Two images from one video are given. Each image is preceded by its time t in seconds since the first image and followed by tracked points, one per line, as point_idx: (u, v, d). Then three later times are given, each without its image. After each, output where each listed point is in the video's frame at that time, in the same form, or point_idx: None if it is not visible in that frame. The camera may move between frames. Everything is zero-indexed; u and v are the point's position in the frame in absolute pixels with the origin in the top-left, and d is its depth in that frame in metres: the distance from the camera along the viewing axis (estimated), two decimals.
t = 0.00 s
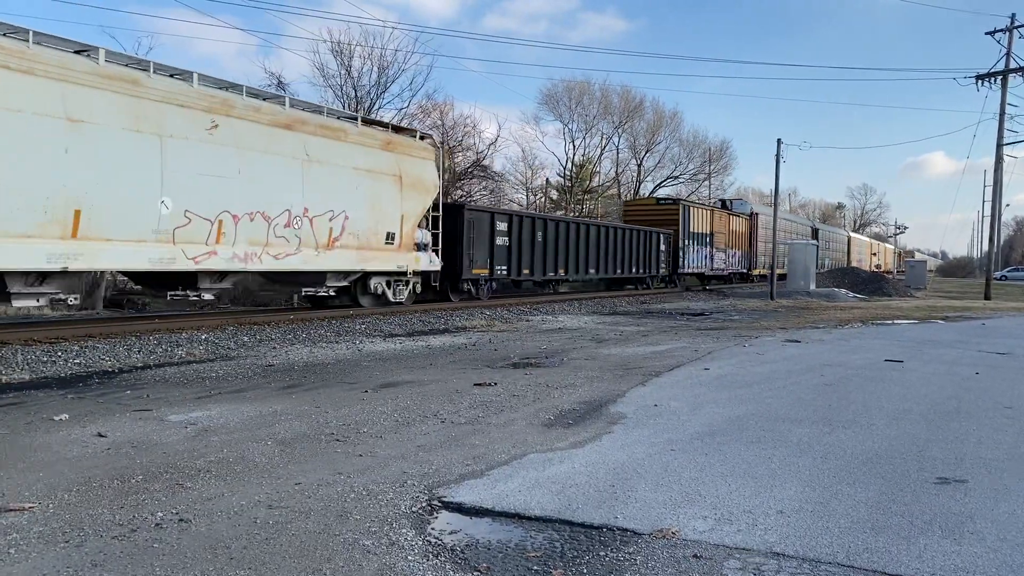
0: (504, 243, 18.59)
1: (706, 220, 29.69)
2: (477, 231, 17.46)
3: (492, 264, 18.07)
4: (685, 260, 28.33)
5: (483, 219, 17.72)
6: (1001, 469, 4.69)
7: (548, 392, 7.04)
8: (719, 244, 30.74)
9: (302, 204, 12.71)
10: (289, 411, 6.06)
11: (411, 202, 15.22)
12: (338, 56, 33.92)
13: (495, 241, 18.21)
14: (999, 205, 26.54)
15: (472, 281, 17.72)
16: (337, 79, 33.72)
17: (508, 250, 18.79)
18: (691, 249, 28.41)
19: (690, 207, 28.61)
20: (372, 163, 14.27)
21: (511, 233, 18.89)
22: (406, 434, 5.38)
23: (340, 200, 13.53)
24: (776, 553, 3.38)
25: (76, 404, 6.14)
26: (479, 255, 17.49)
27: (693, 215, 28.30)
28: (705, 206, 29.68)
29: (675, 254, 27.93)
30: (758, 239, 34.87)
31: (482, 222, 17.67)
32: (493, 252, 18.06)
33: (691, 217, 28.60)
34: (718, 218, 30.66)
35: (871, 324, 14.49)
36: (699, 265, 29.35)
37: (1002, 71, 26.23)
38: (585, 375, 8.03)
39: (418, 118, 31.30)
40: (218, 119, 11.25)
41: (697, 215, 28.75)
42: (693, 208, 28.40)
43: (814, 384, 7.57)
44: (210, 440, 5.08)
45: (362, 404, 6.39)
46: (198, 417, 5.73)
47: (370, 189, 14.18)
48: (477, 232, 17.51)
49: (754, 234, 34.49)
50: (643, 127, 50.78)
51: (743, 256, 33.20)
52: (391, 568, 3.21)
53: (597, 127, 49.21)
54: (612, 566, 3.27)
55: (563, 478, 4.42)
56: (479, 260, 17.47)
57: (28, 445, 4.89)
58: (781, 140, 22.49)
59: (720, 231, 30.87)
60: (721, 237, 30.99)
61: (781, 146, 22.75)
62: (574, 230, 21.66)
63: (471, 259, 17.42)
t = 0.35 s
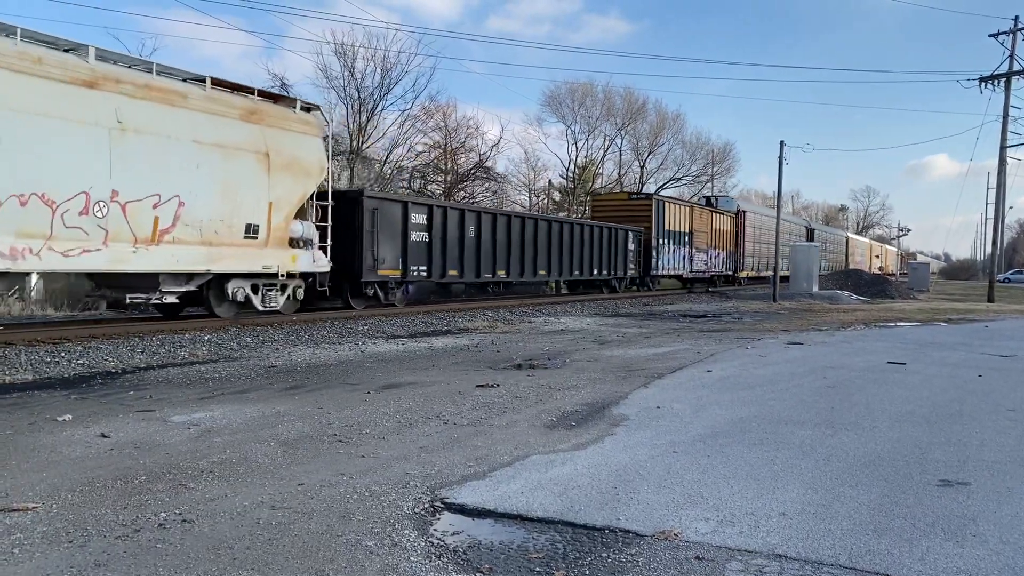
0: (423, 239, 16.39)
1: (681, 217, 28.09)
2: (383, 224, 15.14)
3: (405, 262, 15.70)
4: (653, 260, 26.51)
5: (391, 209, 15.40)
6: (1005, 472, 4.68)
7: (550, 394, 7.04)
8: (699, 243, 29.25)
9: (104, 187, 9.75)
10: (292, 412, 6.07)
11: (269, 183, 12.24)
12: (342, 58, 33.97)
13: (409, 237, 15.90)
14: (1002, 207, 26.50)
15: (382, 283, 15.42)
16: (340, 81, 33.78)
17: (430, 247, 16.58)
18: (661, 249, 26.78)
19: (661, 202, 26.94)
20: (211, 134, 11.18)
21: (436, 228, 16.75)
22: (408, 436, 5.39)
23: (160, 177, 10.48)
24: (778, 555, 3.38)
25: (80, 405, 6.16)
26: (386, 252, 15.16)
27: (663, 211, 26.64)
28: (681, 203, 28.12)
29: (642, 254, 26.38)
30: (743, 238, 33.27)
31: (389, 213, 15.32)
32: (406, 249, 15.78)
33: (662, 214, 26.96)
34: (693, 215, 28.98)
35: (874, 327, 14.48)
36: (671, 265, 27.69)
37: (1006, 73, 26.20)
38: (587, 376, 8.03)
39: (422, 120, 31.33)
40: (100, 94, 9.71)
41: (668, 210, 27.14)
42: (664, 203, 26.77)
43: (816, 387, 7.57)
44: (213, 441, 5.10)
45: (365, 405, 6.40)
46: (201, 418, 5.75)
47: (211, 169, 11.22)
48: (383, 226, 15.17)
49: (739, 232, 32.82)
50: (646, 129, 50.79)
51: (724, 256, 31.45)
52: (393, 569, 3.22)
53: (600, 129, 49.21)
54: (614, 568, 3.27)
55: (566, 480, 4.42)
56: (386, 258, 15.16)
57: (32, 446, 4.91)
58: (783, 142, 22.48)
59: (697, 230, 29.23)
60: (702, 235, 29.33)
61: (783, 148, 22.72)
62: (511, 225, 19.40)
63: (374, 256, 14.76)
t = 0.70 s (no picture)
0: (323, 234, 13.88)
1: (655, 213, 25.64)
2: (254, 213, 12.44)
3: (289, 260, 13.14)
4: (619, 260, 23.91)
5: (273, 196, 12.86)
6: (1007, 474, 4.67)
7: (553, 395, 7.05)
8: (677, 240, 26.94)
9: None
10: (295, 412, 6.07)
11: (80, 158, 9.33)
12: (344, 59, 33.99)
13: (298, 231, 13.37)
14: (1005, 209, 26.45)
15: (240, 287, 12.50)
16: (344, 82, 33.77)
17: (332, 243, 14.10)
18: (628, 248, 24.20)
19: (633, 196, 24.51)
20: (22, 100, 8.73)
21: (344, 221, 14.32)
22: (411, 436, 5.39)
23: None
24: (781, 556, 3.37)
25: (83, 405, 6.18)
26: (253, 252, 12.49)
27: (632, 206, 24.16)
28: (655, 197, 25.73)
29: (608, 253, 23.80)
30: (724, 237, 31.07)
31: (267, 200, 12.71)
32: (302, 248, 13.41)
33: (635, 209, 24.53)
34: (669, 211, 26.55)
35: (877, 328, 14.46)
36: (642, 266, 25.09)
37: (1009, 75, 26.16)
38: (590, 378, 8.03)
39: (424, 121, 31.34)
40: None
41: (639, 205, 24.67)
42: (635, 198, 24.36)
43: (819, 388, 7.56)
44: (216, 441, 5.10)
45: (367, 405, 6.40)
46: (203, 418, 5.75)
47: None
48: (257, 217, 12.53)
49: (720, 230, 30.60)
50: (648, 130, 50.80)
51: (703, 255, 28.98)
52: (395, 570, 3.22)
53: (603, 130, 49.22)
54: (617, 569, 3.27)
55: (568, 481, 4.42)
56: (250, 257, 12.43)
57: (34, 445, 4.91)
58: (786, 144, 22.50)
59: (673, 227, 26.86)
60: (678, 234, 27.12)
61: (786, 149, 22.73)
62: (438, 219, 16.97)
63: (229, 254, 12.01)
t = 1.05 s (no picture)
0: (223, 225, 11.90)
1: (621, 206, 23.05)
2: (130, 200, 10.53)
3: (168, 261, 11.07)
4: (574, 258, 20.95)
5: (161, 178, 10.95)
6: (1010, 476, 4.67)
7: (555, 395, 7.04)
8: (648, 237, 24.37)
9: None
10: (297, 412, 6.08)
11: None
12: (348, 59, 34.03)
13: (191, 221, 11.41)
14: (1008, 211, 26.41)
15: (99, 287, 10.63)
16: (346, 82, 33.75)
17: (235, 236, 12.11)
18: (588, 245, 21.47)
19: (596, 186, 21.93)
20: None
21: (253, 211, 12.34)
22: (414, 437, 5.40)
23: None
24: (783, 557, 3.38)
25: (86, 404, 6.19)
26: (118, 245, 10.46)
27: (594, 198, 21.57)
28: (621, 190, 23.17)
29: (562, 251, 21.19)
30: (702, 234, 28.73)
31: (145, 183, 10.73)
32: (197, 243, 11.53)
33: (599, 201, 21.84)
34: (639, 204, 23.97)
35: (879, 330, 14.45)
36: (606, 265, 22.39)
37: (1012, 76, 26.13)
38: (592, 379, 8.02)
39: (427, 121, 31.36)
40: None
41: (602, 197, 22.06)
42: (598, 188, 21.77)
43: (822, 390, 7.55)
44: (219, 441, 5.11)
45: (369, 406, 6.41)
46: (206, 418, 5.76)
47: None
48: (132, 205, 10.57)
49: (696, 228, 28.19)
50: (651, 131, 50.80)
51: (675, 255, 26.41)
52: (397, 570, 3.22)
53: (605, 131, 49.24)
54: (618, 570, 3.27)
55: (570, 481, 4.43)
56: (107, 256, 10.37)
57: (38, 444, 4.93)
58: (789, 145, 22.49)
59: (642, 223, 24.33)
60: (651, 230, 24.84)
61: (789, 149, 22.72)
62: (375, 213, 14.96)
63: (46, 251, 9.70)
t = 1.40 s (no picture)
0: (146, 214, 10.66)
1: (575, 196, 20.69)
2: (27, 191, 9.32)
3: (77, 256, 9.85)
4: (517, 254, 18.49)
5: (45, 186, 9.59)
6: (1013, 477, 4.66)
7: (557, 395, 7.03)
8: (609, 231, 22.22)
9: None
10: (299, 410, 6.08)
11: None
12: (350, 58, 34.04)
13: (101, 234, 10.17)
14: (1012, 211, 26.37)
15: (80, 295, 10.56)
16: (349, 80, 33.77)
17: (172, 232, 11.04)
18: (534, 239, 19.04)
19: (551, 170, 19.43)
20: None
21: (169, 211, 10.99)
22: (416, 435, 5.40)
23: None
24: (786, 557, 3.37)
25: (89, 402, 6.20)
26: (2, 231, 9.14)
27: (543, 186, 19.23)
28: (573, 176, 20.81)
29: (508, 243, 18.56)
30: (674, 231, 26.53)
31: (41, 161, 9.45)
32: (114, 238, 10.30)
33: (549, 190, 19.49)
34: (598, 193, 21.59)
35: (882, 330, 14.45)
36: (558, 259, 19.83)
37: (1016, 77, 26.08)
38: (595, 378, 8.01)
39: (430, 120, 31.35)
40: None
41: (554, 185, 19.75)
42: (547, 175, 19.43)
43: (824, 390, 7.54)
44: (222, 439, 5.11)
45: (372, 404, 6.41)
46: (209, 416, 5.77)
47: None
48: (26, 185, 9.31)
49: (666, 224, 25.97)
50: (654, 130, 50.77)
51: (640, 253, 24.09)
52: (399, 568, 3.22)
53: (608, 130, 49.23)
54: (620, 569, 3.27)
55: (573, 481, 4.42)
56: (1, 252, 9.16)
57: (40, 442, 4.94)
58: (792, 145, 22.50)
59: (602, 216, 21.98)
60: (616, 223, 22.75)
61: (792, 149, 22.73)
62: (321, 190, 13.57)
63: None
